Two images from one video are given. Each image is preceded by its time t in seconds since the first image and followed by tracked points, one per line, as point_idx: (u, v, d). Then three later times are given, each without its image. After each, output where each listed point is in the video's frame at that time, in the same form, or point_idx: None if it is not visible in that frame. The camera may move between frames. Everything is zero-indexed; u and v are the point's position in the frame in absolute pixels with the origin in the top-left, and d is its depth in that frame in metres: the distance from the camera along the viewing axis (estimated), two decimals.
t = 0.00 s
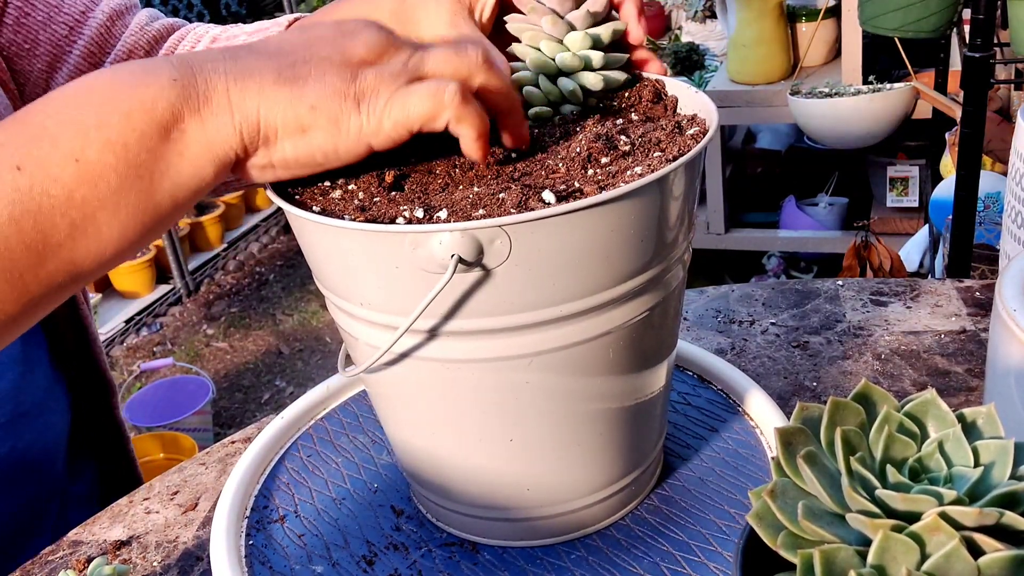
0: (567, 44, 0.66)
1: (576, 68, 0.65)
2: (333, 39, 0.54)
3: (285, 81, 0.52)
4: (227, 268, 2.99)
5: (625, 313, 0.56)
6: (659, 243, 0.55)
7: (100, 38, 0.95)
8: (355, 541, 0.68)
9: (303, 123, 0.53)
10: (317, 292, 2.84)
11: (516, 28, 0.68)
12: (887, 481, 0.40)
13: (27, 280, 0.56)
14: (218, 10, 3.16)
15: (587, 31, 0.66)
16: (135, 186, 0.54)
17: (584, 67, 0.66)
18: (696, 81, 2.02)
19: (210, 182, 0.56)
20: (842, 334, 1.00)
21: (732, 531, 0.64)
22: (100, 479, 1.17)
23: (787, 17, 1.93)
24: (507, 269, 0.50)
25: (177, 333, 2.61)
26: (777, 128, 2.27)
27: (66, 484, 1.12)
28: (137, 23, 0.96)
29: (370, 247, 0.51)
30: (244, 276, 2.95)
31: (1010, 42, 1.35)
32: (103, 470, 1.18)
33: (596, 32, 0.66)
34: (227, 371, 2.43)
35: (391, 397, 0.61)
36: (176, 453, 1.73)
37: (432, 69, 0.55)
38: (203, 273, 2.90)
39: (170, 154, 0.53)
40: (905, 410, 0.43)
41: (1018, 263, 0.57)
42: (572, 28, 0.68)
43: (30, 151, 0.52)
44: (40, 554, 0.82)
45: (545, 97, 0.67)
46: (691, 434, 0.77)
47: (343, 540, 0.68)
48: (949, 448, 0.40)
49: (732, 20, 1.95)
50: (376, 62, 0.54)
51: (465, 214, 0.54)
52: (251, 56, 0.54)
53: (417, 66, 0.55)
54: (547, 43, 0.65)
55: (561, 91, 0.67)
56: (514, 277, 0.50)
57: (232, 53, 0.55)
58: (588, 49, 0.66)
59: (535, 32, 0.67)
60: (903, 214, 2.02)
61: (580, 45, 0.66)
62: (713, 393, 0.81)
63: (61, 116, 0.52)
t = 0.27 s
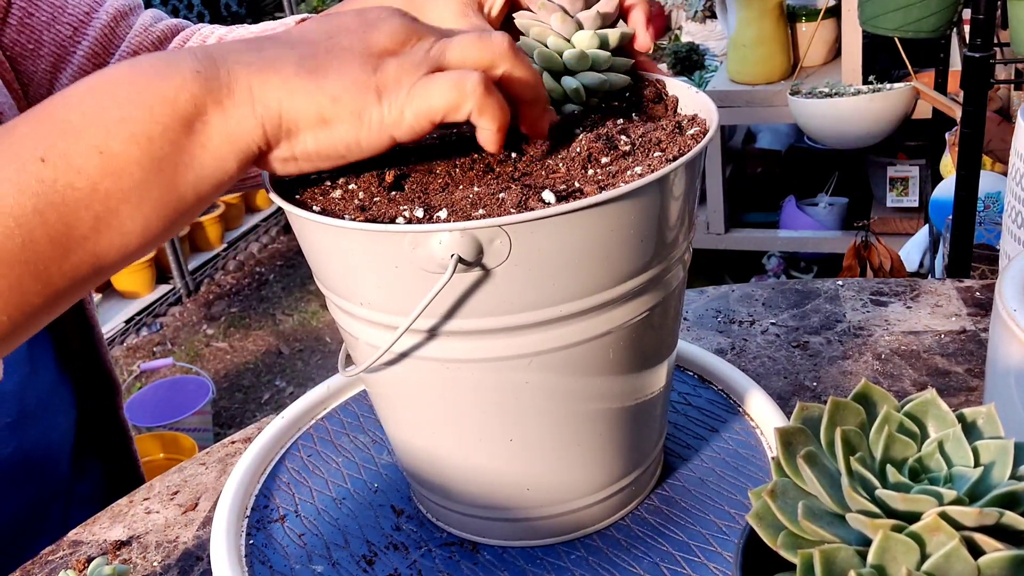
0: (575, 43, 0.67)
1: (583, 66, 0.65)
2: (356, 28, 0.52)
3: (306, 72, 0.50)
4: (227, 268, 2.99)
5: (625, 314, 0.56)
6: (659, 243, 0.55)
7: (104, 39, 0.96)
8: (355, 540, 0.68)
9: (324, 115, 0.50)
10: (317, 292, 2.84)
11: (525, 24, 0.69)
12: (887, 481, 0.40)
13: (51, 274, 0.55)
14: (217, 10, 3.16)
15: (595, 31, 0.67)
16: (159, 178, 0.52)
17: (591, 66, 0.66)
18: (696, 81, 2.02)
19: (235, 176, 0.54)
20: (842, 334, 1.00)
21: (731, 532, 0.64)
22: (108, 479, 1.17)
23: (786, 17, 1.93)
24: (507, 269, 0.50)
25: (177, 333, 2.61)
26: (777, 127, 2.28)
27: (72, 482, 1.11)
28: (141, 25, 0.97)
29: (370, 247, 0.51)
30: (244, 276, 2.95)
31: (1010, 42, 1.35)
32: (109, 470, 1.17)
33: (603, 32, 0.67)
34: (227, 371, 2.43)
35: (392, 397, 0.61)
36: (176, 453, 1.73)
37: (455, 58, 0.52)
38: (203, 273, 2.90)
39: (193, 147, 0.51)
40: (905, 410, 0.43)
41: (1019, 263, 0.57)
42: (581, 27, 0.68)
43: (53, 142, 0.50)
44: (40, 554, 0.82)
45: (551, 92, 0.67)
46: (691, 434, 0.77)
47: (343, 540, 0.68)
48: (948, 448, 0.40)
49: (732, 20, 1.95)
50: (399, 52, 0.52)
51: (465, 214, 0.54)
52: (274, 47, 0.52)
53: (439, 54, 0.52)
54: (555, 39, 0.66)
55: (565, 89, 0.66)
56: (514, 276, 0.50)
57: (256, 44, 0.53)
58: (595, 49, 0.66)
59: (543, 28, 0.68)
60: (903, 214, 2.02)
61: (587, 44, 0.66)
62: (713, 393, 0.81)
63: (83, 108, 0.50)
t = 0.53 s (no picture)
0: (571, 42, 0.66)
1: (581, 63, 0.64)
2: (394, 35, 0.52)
3: (349, 79, 0.50)
4: (227, 268, 2.99)
5: (624, 313, 0.56)
6: (659, 243, 0.55)
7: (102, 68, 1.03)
8: (355, 540, 0.68)
9: (365, 124, 0.50)
10: (317, 292, 2.84)
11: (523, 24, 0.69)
12: (887, 481, 0.40)
13: (86, 271, 0.55)
14: (218, 10, 3.16)
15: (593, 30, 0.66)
16: (197, 182, 0.51)
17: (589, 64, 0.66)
18: (696, 81, 2.02)
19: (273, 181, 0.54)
20: (842, 334, 1.00)
21: (731, 532, 0.64)
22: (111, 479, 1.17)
23: (786, 17, 1.93)
24: (507, 268, 0.50)
25: (177, 333, 2.61)
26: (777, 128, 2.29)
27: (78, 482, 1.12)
28: (140, 56, 1.05)
29: (369, 247, 0.51)
30: (244, 276, 2.95)
31: (1010, 42, 1.35)
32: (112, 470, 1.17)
33: (600, 32, 0.67)
34: (227, 371, 2.43)
35: (392, 397, 0.61)
36: (176, 453, 1.73)
37: (493, 65, 0.52)
38: (203, 273, 2.90)
39: (233, 153, 0.51)
40: (905, 410, 0.43)
41: (1019, 263, 0.57)
42: (578, 27, 0.68)
43: (92, 144, 0.50)
44: (40, 554, 0.82)
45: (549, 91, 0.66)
46: (692, 434, 0.77)
47: (344, 540, 0.68)
48: (948, 448, 0.40)
49: (732, 20, 1.95)
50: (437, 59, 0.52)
51: (465, 214, 0.54)
52: (316, 51, 0.52)
53: (478, 60, 0.52)
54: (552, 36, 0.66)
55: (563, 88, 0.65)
56: (515, 276, 0.50)
57: (296, 49, 0.52)
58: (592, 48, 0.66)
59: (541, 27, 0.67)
60: (903, 214, 2.02)
61: (584, 42, 0.66)
62: (713, 393, 0.81)
63: (128, 108, 0.50)
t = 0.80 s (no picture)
0: (573, 42, 0.66)
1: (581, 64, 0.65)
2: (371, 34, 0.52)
3: (325, 78, 0.50)
4: (227, 269, 2.99)
5: (623, 314, 0.56)
6: (660, 243, 0.55)
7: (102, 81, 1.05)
8: (355, 540, 0.68)
9: (340, 123, 0.50)
10: (317, 292, 2.84)
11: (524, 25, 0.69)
12: (887, 481, 0.40)
13: (67, 278, 0.54)
14: (218, 10, 3.16)
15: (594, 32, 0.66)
16: (174, 184, 0.51)
17: (590, 65, 0.66)
18: (696, 81, 2.02)
19: (248, 181, 0.54)
20: (842, 334, 1.00)
21: (731, 533, 0.64)
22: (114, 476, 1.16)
23: (786, 17, 1.93)
24: (503, 270, 0.50)
25: (177, 333, 2.61)
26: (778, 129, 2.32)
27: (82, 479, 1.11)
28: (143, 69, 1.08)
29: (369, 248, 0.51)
30: (244, 276, 2.95)
31: (1010, 42, 1.35)
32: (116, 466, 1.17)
33: (602, 32, 0.66)
34: (227, 371, 2.43)
35: (392, 397, 0.61)
36: (177, 454, 1.73)
37: (472, 66, 0.52)
38: (203, 273, 2.90)
39: (209, 154, 0.51)
40: (905, 410, 0.43)
41: (1019, 263, 0.57)
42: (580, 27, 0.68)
43: (67, 149, 0.50)
44: (40, 554, 0.82)
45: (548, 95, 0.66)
46: (693, 436, 0.77)
47: (343, 540, 0.68)
48: (948, 448, 0.40)
49: (732, 20, 1.95)
50: (416, 60, 0.52)
51: (464, 214, 0.54)
52: (292, 49, 0.52)
53: (458, 63, 0.52)
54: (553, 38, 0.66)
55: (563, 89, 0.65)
56: (512, 277, 0.50)
57: (271, 46, 0.52)
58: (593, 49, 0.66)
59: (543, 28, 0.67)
60: (903, 214, 2.02)
61: (585, 42, 0.66)
62: (714, 394, 0.81)
63: (97, 114, 0.50)
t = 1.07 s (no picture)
0: (599, 44, 0.67)
1: (601, 68, 0.66)
2: None
3: (207, 41, 0.54)
4: (227, 269, 2.99)
5: (629, 317, 0.56)
6: (669, 243, 0.55)
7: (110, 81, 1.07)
8: (348, 519, 0.71)
9: (230, 86, 0.54)
10: (316, 292, 2.84)
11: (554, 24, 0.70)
12: (887, 481, 0.40)
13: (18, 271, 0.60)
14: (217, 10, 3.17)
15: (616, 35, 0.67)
16: (98, 177, 0.57)
17: (608, 69, 0.67)
18: (696, 81, 2.02)
19: (172, 163, 0.60)
20: (842, 334, 1.00)
21: (714, 566, 0.61)
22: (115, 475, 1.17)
23: (786, 17, 1.93)
24: (458, 277, 0.50)
25: (177, 333, 2.61)
26: (777, 128, 2.31)
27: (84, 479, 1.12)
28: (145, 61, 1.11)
29: (349, 246, 0.52)
30: (244, 276, 2.95)
31: (1010, 42, 1.35)
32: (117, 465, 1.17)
33: (625, 36, 0.67)
34: (227, 371, 2.43)
35: (393, 396, 0.61)
36: (177, 454, 1.73)
37: None
38: (203, 273, 2.90)
39: (127, 139, 0.56)
40: (905, 410, 0.43)
41: (1019, 263, 0.57)
42: (608, 28, 0.69)
43: None
44: (40, 554, 0.82)
45: (569, 100, 0.67)
46: (699, 453, 0.75)
47: (337, 518, 0.71)
48: (949, 448, 0.40)
49: (732, 20, 1.95)
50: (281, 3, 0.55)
51: (429, 217, 0.54)
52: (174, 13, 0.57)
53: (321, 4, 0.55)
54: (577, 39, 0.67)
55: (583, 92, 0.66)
56: (470, 282, 0.50)
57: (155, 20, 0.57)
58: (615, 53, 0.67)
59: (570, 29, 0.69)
60: (903, 214, 2.02)
61: (610, 45, 0.67)
62: (739, 417, 0.77)
63: (16, 118, 0.55)
